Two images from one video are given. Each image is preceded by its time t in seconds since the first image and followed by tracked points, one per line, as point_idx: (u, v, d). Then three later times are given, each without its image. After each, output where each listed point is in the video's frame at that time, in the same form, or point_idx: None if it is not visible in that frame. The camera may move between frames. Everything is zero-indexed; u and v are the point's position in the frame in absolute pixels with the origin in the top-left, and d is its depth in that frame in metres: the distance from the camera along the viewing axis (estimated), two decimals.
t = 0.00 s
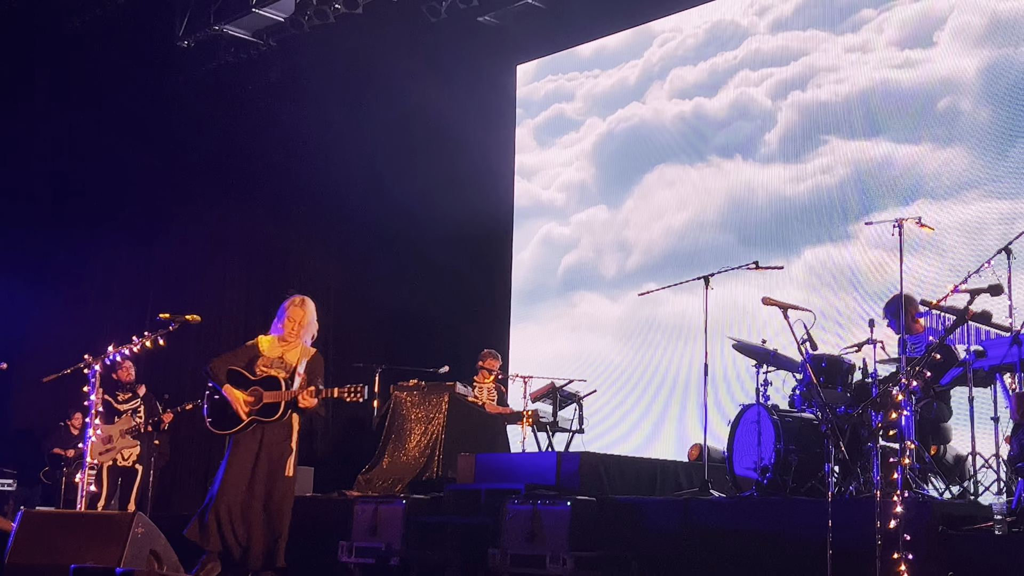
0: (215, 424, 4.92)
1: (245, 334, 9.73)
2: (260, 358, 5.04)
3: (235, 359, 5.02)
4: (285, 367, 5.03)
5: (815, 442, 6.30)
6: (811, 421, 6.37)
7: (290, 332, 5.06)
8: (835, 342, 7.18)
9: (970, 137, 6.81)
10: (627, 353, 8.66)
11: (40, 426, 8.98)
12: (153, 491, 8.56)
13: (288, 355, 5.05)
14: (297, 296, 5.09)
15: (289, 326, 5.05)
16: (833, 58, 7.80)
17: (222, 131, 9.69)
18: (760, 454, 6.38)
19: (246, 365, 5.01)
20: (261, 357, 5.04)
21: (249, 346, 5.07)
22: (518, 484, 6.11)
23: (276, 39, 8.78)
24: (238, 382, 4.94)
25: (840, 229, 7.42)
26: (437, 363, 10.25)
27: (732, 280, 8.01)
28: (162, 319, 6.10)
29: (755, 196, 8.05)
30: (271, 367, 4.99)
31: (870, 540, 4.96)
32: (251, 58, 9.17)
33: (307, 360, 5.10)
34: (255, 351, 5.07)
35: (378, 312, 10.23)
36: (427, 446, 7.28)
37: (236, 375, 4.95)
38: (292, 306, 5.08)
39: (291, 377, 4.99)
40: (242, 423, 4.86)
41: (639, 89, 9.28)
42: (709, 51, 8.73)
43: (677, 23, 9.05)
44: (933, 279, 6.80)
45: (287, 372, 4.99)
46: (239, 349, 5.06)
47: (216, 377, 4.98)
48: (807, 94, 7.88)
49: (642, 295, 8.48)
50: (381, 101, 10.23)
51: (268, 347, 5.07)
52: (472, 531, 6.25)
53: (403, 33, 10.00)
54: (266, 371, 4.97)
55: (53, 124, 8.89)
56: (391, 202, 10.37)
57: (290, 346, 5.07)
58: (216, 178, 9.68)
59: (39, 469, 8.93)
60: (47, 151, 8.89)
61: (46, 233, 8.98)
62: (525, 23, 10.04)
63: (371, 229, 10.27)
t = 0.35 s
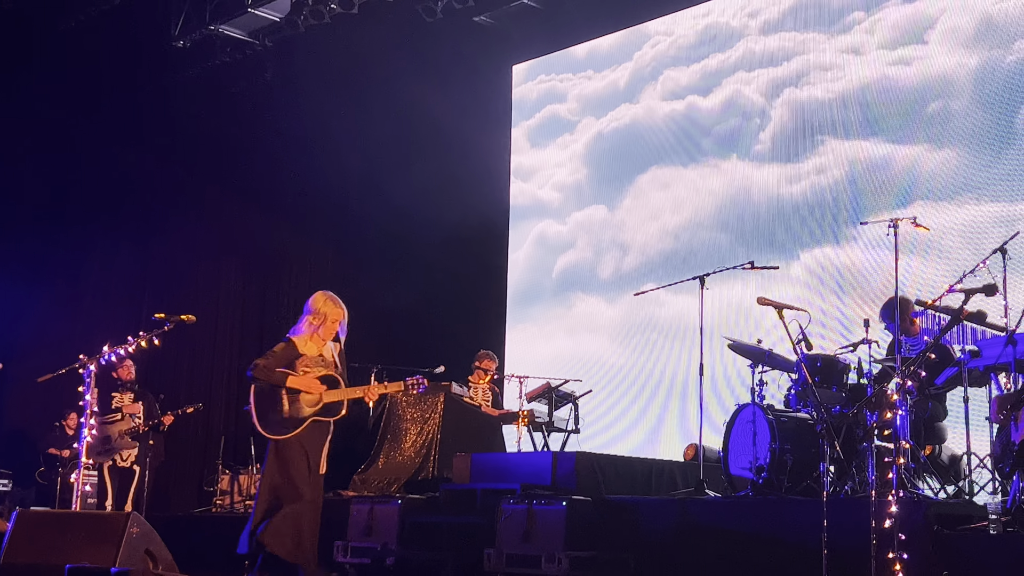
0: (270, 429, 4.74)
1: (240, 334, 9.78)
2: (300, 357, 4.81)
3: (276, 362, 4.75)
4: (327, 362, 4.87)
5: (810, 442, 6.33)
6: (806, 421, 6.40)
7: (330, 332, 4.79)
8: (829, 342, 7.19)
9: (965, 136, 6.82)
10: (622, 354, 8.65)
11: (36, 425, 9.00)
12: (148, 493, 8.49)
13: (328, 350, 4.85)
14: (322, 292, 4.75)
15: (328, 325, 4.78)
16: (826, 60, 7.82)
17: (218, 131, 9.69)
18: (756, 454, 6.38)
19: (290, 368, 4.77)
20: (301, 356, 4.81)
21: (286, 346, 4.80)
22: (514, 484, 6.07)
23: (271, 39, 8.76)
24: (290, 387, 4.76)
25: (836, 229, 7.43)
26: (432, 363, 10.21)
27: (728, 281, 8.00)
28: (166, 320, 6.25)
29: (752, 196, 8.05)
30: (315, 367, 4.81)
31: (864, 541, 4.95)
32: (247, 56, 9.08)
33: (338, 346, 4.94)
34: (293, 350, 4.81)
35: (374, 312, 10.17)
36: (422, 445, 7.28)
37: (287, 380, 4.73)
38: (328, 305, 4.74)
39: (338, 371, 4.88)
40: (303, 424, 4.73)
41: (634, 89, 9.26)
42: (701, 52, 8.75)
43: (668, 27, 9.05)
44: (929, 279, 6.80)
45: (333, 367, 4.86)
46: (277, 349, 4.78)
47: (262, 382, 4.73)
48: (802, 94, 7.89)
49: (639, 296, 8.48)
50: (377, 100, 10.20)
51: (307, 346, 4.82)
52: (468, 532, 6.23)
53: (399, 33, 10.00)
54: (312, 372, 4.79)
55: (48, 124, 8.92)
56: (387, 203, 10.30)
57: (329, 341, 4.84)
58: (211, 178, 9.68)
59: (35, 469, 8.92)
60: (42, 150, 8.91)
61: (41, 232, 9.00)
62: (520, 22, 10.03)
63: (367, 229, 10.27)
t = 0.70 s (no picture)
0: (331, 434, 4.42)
1: (228, 333, 9.77)
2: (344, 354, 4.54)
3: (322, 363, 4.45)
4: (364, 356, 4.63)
5: (797, 440, 6.31)
6: (794, 420, 6.38)
7: (369, 325, 4.57)
8: (817, 341, 7.23)
9: (949, 135, 6.86)
10: (611, 353, 8.66)
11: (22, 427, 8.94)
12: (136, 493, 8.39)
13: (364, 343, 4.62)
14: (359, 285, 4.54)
15: (367, 318, 4.55)
16: (810, 61, 7.87)
17: (206, 131, 9.66)
18: (743, 452, 6.44)
19: (337, 366, 4.49)
20: (342, 353, 4.53)
21: (329, 345, 4.50)
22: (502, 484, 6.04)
23: (259, 38, 8.73)
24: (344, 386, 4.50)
25: (824, 230, 7.45)
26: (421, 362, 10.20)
27: (716, 281, 7.99)
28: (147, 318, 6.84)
29: (739, 195, 8.07)
30: (360, 362, 4.57)
31: (852, 540, 4.97)
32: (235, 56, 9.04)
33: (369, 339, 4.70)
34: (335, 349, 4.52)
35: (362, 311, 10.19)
36: (410, 445, 7.25)
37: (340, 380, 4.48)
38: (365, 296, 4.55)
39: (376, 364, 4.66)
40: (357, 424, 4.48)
41: (620, 89, 9.28)
42: (686, 52, 8.79)
43: (649, 28, 9.12)
44: (917, 278, 6.82)
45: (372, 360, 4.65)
46: (320, 351, 4.47)
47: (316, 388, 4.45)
48: (789, 94, 7.93)
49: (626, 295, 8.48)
50: (365, 99, 10.19)
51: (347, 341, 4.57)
52: (457, 531, 6.21)
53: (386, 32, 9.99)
54: (358, 369, 4.55)
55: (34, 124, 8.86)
56: (375, 201, 10.29)
57: (364, 335, 4.61)
58: (199, 178, 9.63)
59: (20, 471, 8.86)
60: (28, 150, 8.86)
61: (27, 233, 8.95)
62: (507, 21, 10.05)
63: (355, 228, 10.25)
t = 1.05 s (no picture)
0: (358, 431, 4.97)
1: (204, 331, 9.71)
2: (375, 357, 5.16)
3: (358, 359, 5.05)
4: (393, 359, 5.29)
5: (772, 435, 6.37)
6: (770, 416, 6.43)
7: (403, 332, 5.23)
8: (791, 337, 7.31)
9: (921, 133, 6.91)
10: (587, 350, 8.69)
11: None
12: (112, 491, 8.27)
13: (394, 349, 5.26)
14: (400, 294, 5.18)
15: (402, 324, 5.21)
16: (783, 61, 7.94)
17: (181, 128, 9.61)
18: (720, 448, 6.45)
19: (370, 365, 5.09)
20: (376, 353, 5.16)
21: (364, 347, 5.08)
22: (480, 480, 6.11)
23: (234, 34, 8.65)
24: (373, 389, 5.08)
25: (800, 228, 7.50)
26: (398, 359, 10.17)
27: (693, 278, 8.03)
28: (117, 316, 6.91)
29: (714, 193, 8.11)
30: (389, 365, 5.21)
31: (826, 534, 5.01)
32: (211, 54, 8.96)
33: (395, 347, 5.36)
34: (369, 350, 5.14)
35: (339, 308, 10.14)
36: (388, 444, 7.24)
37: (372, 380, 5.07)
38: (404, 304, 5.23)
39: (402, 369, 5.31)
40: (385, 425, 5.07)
41: (594, 87, 9.30)
42: (658, 51, 8.84)
43: (620, 28, 9.21)
44: (893, 273, 6.87)
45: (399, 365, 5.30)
46: (358, 350, 5.06)
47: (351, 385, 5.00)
48: (762, 92, 7.99)
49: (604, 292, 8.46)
50: (340, 95, 10.10)
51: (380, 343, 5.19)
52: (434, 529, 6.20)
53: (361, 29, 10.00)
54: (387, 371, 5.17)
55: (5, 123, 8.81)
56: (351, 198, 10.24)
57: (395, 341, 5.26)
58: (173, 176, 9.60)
59: None
60: None
61: None
62: (482, 19, 10.06)
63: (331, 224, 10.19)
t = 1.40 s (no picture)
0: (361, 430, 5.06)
1: (176, 330, 9.57)
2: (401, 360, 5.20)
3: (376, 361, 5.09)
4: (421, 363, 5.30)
5: (746, 433, 6.39)
6: (743, 413, 6.46)
7: (434, 340, 5.20)
8: (764, 335, 7.36)
9: (891, 134, 6.99)
10: (561, 348, 8.71)
11: None
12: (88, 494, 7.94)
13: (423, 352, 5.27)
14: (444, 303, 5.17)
15: (435, 333, 5.18)
16: (753, 60, 8.00)
17: (152, 123, 9.46)
18: (694, 445, 6.47)
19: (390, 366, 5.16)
20: (400, 356, 5.19)
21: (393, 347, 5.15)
22: (455, 479, 6.22)
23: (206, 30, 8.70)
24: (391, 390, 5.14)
25: (773, 227, 7.54)
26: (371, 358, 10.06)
27: (668, 278, 8.06)
28: (88, 314, 7.19)
29: (687, 191, 8.15)
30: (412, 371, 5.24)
31: (800, 533, 5.03)
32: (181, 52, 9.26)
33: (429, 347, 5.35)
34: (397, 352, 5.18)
35: (311, 305, 10.09)
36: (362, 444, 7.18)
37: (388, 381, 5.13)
38: (440, 313, 5.17)
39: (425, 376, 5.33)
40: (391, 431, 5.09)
41: (565, 86, 9.35)
42: (628, 51, 8.88)
43: (592, 27, 9.25)
44: (867, 272, 6.90)
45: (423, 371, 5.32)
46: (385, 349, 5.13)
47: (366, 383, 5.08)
48: (734, 91, 8.03)
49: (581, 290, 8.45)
50: (313, 92, 10.09)
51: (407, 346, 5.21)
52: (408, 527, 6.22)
53: (335, 25, 9.99)
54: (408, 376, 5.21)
55: None
56: (324, 195, 10.16)
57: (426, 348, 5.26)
58: (144, 174, 9.43)
59: None
60: None
61: None
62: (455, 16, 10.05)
63: (304, 221, 10.16)
